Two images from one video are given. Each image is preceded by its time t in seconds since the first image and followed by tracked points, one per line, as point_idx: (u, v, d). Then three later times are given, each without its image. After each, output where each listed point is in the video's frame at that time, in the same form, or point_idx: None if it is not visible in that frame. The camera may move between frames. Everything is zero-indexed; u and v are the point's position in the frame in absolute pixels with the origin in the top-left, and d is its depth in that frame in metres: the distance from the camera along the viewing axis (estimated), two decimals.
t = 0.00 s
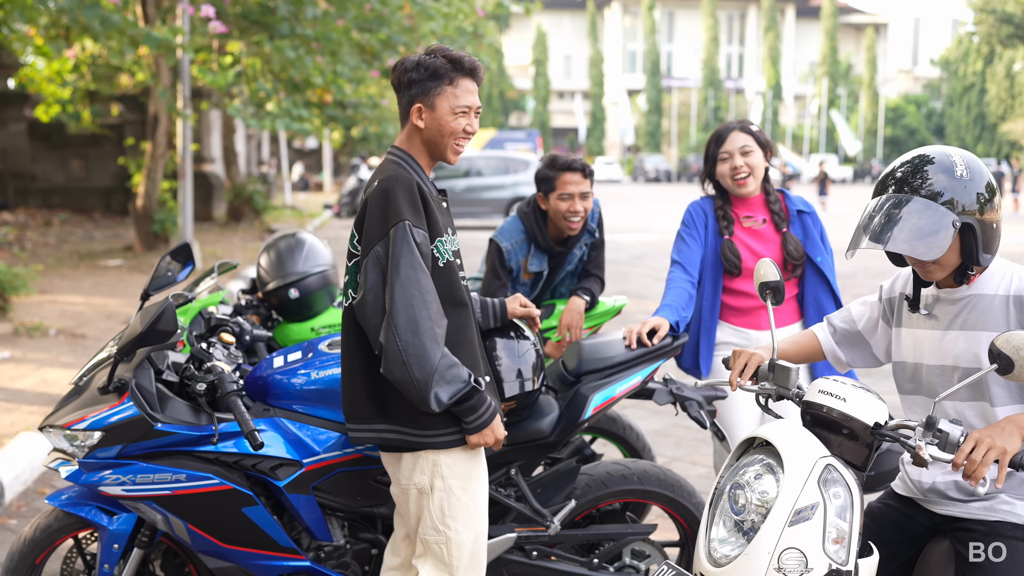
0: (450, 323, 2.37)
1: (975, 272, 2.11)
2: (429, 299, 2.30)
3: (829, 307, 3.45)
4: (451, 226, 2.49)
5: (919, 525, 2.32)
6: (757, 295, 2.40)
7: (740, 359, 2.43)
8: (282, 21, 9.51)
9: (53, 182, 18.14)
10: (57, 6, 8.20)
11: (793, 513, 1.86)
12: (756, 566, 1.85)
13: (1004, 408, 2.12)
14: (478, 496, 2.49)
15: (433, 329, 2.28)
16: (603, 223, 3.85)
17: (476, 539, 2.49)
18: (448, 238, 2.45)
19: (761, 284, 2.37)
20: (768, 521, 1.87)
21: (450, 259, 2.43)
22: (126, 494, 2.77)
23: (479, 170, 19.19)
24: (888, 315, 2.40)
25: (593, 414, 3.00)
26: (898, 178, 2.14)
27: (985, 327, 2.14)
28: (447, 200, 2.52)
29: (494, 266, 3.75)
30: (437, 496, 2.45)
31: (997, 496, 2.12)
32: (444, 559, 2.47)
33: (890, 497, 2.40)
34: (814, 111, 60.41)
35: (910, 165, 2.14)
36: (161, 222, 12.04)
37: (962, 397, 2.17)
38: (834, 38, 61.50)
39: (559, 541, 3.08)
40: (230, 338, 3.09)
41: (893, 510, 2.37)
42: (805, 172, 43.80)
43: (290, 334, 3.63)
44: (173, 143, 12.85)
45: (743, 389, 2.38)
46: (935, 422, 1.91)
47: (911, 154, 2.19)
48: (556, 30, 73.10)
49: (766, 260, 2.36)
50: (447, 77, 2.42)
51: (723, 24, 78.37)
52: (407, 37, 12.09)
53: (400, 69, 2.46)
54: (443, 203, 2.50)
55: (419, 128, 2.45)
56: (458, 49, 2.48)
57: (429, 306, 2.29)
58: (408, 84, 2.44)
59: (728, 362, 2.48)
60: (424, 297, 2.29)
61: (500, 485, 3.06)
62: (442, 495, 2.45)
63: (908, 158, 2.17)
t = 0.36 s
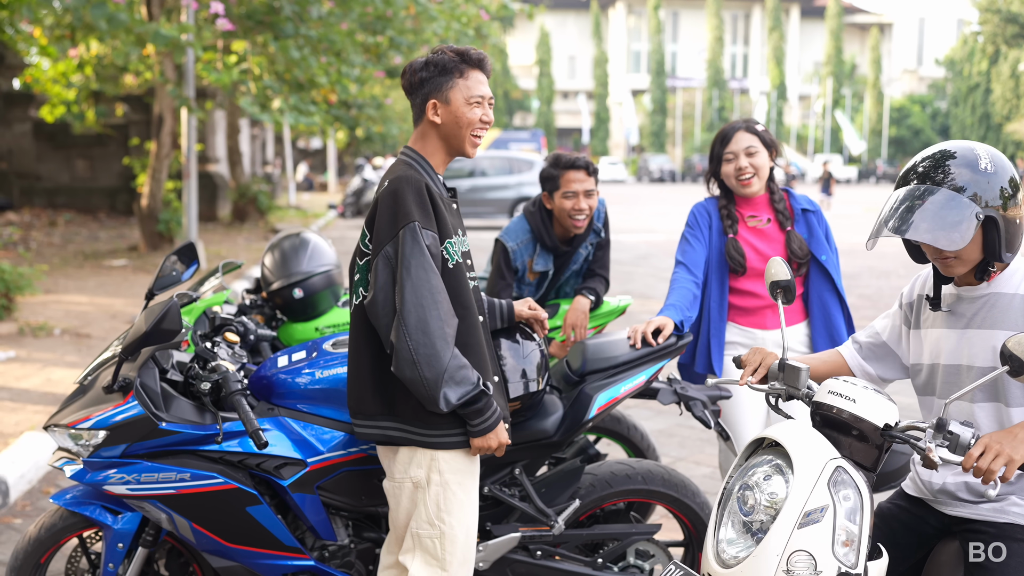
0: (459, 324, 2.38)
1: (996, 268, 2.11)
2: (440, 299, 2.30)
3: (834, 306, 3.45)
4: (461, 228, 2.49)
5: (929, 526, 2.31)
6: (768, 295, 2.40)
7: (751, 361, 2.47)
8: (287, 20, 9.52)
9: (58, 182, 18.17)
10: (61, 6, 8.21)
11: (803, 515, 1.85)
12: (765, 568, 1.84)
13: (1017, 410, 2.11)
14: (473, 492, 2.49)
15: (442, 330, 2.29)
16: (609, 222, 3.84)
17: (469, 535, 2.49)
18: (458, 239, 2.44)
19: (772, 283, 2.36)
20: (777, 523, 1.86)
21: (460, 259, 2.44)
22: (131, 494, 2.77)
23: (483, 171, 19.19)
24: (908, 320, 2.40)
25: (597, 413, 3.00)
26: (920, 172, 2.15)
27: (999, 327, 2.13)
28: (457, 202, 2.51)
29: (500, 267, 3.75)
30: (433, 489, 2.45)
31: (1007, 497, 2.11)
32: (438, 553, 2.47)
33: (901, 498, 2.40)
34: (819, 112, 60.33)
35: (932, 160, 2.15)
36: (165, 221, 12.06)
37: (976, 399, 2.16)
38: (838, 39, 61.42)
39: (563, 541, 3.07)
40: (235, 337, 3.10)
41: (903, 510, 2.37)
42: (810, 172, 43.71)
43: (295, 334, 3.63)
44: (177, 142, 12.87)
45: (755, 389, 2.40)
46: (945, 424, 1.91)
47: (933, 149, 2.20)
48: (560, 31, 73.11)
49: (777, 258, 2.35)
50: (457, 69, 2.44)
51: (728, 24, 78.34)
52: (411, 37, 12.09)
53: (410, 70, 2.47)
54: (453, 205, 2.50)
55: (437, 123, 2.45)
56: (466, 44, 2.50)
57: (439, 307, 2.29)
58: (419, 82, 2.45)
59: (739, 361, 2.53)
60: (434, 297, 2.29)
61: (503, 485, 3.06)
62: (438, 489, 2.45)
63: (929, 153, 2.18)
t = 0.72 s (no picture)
0: (418, 331, 2.36)
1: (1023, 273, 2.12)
2: (396, 302, 2.29)
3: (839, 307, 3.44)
4: (448, 239, 2.48)
5: (943, 526, 2.30)
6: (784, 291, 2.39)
7: (766, 359, 2.47)
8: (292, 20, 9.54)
9: (63, 182, 18.22)
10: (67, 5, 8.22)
11: (816, 520, 1.84)
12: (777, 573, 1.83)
13: None
14: (434, 492, 2.47)
15: (392, 333, 2.28)
16: (614, 222, 3.83)
17: (431, 532, 2.47)
18: (439, 249, 2.44)
19: (789, 281, 2.35)
20: (791, 527, 1.85)
21: (437, 269, 2.43)
22: (135, 493, 2.77)
23: (488, 171, 19.20)
24: (926, 318, 2.39)
25: (600, 413, 3.00)
26: (956, 169, 2.13)
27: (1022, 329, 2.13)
28: (453, 213, 2.51)
29: (505, 267, 3.75)
30: (389, 488, 2.47)
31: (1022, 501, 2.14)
32: (401, 551, 2.47)
33: (915, 500, 2.39)
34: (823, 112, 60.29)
35: (965, 158, 2.12)
36: (170, 222, 12.08)
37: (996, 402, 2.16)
38: (842, 39, 61.40)
39: (567, 541, 3.07)
40: (239, 336, 3.10)
41: (918, 512, 2.35)
42: (814, 172, 43.67)
43: (299, 334, 3.62)
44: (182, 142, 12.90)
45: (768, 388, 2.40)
46: (964, 431, 1.89)
47: (969, 145, 2.17)
48: (564, 31, 73.17)
49: (794, 255, 2.34)
50: (480, 85, 2.42)
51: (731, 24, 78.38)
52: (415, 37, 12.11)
53: (436, 75, 2.47)
54: (447, 215, 2.50)
55: (450, 133, 2.46)
56: (495, 60, 2.48)
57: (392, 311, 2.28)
58: (440, 89, 2.45)
59: (751, 358, 2.52)
60: (389, 300, 2.28)
61: (507, 485, 3.05)
62: (394, 488, 2.46)
63: (964, 150, 2.15)
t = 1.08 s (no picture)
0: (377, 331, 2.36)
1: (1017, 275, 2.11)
2: (349, 302, 2.29)
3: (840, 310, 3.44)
4: (421, 239, 2.49)
5: (946, 528, 2.29)
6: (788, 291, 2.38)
7: (770, 358, 2.47)
8: (295, 20, 9.54)
9: (67, 182, 18.25)
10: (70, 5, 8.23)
11: (821, 521, 1.83)
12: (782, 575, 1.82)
13: None
14: (403, 497, 2.45)
15: (342, 332, 2.28)
16: (617, 222, 3.83)
17: (400, 537, 2.47)
18: (408, 249, 2.44)
19: (793, 280, 2.34)
20: (796, 528, 1.84)
21: (403, 269, 2.43)
22: (137, 492, 2.77)
23: (490, 171, 19.21)
24: (923, 320, 2.39)
25: (603, 412, 2.99)
26: (947, 174, 2.12)
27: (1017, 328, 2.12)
28: (427, 212, 2.51)
29: (508, 267, 3.76)
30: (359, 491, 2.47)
31: None
32: (367, 555, 2.47)
33: (918, 502, 2.38)
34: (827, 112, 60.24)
35: (957, 161, 2.12)
36: (173, 222, 12.09)
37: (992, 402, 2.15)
38: (845, 38, 61.35)
39: (569, 541, 3.07)
40: (241, 336, 3.10)
41: (920, 515, 2.35)
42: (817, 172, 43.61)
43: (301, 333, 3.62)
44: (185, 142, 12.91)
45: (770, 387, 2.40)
46: (971, 432, 1.89)
47: (959, 149, 2.17)
48: (567, 31, 73.19)
49: (799, 254, 2.33)
50: (458, 83, 2.43)
51: (735, 23, 78.37)
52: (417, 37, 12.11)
53: (413, 73, 2.47)
54: (422, 214, 2.50)
55: (429, 132, 2.45)
56: (472, 57, 2.48)
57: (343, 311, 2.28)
58: (418, 87, 2.45)
59: (755, 356, 2.53)
60: (341, 299, 2.29)
61: (510, 484, 3.05)
62: (364, 491, 2.45)
63: (956, 154, 2.15)
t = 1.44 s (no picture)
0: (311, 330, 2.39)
1: (995, 275, 2.11)
2: (283, 302, 2.32)
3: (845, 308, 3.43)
4: (383, 236, 2.49)
5: (945, 530, 2.30)
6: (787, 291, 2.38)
7: (769, 358, 2.47)
8: (298, 20, 9.56)
9: (69, 183, 18.27)
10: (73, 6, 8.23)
11: (821, 521, 1.83)
12: None
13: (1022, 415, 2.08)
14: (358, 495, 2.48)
15: (278, 330, 2.32)
16: (619, 222, 3.82)
17: (354, 534, 2.49)
18: (364, 248, 2.45)
19: (792, 279, 2.34)
20: (796, 528, 1.84)
21: (359, 268, 2.43)
22: (139, 492, 2.77)
23: (493, 171, 19.21)
24: (908, 327, 2.38)
25: (604, 413, 2.99)
26: (919, 177, 2.11)
27: (1003, 331, 2.11)
28: (392, 208, 2.51)
29: (509, 268, 3.77)
30: (316, 483, 2.52)
31: None
32: (322, 548, 2.52)
33: (915, 502, 2.38)
34: (830, 112, 60.18)
35: (930, 164, 2.10)
36: (175, 222, 12.11)
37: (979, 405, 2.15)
38: (848, 38, 61.27)
39: (571, 541, 3.07)
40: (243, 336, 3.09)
41: (918, 515, 2.35)
42: (819, 172, 43.57)
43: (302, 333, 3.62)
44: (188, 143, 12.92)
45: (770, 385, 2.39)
46: (971, 433, 1.89)
47: (931, 152, 2.15)
48: (569, 31, 73.19)
49: (797, 254, 2.33)
50: (417, 73, 2.43)
51: (737, 23, 78.38)
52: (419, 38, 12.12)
53: (370, 65, 2.46)
54: (386, 211, 2.50)
55: (390, 125, 2.45)
56: (430, 45, 2.48)
57: (282, 309, 2.32)
58: (376, 80, 2.45)
59: (753, 356, 2.52)
60: (282, 296, 2.31)
61: (511, 484, 3.06)
62: (321, 485, 2.50)
63: (928, 156, 2.13)
